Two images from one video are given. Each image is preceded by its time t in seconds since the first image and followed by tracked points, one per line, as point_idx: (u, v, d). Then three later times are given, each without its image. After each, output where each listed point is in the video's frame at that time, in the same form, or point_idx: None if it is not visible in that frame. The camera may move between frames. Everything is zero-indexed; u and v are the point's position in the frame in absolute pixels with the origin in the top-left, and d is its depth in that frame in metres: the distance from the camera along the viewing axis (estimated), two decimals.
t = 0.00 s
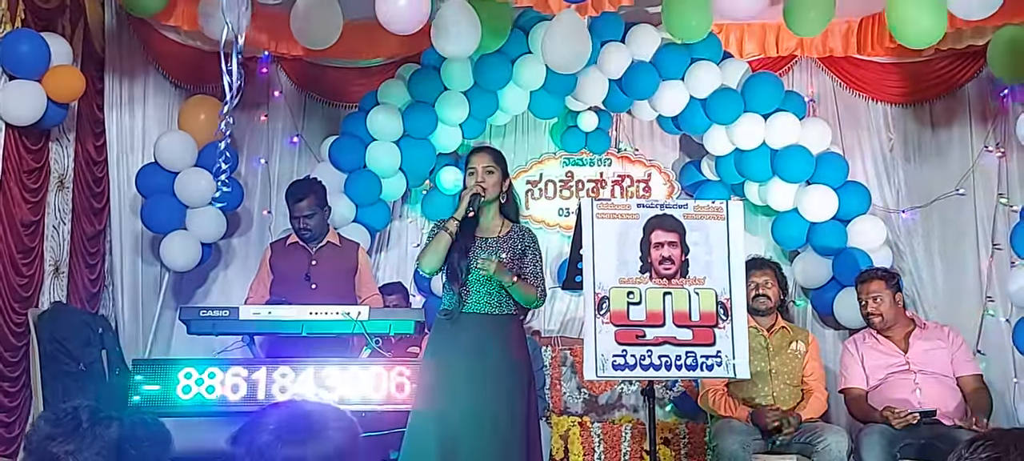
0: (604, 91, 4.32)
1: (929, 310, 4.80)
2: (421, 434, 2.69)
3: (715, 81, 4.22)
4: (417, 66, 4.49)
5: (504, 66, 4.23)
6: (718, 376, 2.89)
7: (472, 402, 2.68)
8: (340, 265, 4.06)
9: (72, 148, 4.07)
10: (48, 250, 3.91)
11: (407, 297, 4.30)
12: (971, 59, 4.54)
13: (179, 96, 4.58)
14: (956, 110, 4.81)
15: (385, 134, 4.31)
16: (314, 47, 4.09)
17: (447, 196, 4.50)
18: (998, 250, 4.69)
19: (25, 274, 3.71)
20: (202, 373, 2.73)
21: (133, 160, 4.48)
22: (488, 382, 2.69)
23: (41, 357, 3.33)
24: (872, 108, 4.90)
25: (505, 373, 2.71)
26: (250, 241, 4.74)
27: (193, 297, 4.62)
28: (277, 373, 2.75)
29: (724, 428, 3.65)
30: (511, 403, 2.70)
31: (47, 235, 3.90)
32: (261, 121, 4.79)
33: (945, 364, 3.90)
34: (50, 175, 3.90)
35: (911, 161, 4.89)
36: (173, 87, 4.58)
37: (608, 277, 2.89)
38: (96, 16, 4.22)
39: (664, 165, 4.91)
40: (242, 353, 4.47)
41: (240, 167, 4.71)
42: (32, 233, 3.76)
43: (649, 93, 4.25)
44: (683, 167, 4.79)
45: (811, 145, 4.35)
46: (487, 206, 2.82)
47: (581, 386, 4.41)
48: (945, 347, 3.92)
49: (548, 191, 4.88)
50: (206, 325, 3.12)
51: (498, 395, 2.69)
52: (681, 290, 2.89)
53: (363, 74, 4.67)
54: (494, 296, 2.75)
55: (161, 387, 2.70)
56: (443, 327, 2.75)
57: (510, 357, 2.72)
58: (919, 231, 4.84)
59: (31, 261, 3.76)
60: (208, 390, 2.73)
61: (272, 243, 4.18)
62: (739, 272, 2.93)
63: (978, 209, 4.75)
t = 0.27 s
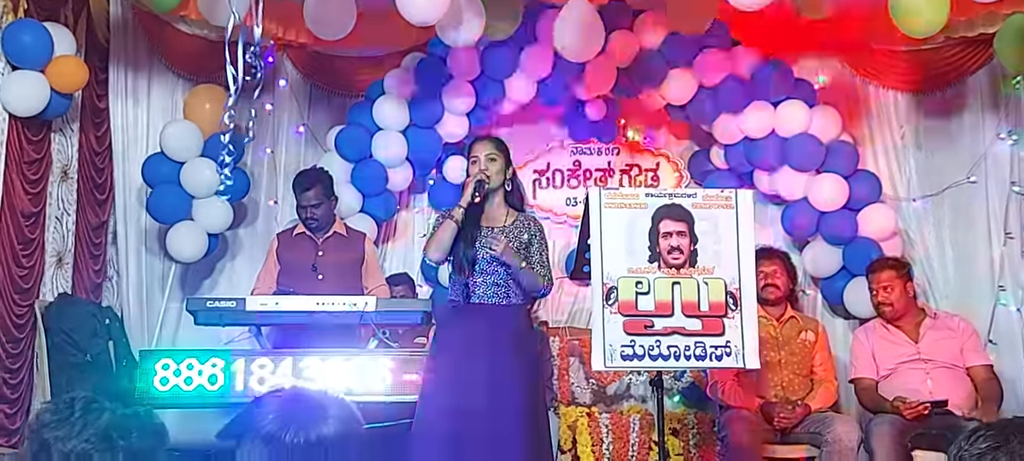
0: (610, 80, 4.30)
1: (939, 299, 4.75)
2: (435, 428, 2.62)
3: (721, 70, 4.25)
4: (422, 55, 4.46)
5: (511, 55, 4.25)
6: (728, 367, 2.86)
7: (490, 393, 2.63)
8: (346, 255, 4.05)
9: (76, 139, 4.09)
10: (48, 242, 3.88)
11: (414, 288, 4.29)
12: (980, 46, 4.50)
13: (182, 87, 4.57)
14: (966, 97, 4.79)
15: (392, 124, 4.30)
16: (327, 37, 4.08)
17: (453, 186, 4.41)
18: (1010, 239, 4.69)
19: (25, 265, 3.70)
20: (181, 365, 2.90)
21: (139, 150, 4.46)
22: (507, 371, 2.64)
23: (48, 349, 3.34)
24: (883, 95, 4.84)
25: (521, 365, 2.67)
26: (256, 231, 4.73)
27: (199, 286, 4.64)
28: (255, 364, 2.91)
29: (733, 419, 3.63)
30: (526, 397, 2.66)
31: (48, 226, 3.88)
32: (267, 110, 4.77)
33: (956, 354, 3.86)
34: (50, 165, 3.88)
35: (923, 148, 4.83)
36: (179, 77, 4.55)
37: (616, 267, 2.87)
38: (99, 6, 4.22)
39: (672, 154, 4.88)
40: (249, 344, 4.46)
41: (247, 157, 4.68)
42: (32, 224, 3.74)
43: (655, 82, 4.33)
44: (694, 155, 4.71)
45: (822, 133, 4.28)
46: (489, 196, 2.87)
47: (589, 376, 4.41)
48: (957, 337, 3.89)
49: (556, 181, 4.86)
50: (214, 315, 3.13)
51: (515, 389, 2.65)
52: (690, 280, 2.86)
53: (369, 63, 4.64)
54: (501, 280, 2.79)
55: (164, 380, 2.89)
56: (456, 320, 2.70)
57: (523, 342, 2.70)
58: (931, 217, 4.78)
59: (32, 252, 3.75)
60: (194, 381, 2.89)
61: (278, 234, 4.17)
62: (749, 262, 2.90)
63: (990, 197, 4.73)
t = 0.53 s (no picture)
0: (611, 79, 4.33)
1: (939, 297, 4.76)
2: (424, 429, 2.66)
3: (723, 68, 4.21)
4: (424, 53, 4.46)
5: (511, 52, 4.24)
6: (728, 365, 2.86)
7: (478, 397, 2.66)
8: (347, 253, 4.05)
9: (71, 137, 4.06)
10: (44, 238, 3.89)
11: (415, 286, 4.29)
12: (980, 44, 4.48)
13: (185, 85, 4.59)
14: (968, 96, 4.79)
15: (393, 122, 4.30)
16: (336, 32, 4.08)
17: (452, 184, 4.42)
18: (1011, 239, 4.68)
19: (21, 262, 3.69)
20: (153, 363, 2.84)
21: (140, 149, 4.47)
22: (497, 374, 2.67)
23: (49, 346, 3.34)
24: (884, 94, 4.86)
25: (512, 368, 2.69)
26: (256, 229, 4.73)
27: (200, 284, 4.63)
28: (226, 362, 2.84)
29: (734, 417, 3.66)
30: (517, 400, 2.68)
31: (44, 222, 3.88)
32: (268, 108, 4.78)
33: (957, 353, 3.86)
34: (49, 163, 3.89)
35: (924, 148, 4.84)
36: (182, 77, 4.58)
37: (617, 266, 2.87)
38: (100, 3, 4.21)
39: (673, 153, 4.88)
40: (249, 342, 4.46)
41: (248, 155, 4.70)
42: (30, 221, 3.74)
43: (657, 80, 4.32)
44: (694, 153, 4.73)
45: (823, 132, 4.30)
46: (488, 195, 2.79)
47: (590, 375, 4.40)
48: (958, 337, 3.89)
49: (557, 179, 4.85)
50: (215, 312, 3.13)
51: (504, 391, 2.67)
52: (691, 278, 2.87)
53: (370, 60, 4.63)
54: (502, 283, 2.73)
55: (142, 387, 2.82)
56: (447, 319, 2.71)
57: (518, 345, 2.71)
58: (931, 217, 4.79)
59: (28, 248, 3.74)
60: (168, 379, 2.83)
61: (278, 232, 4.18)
62: (750, 261, 2.90)
63: (992, 197, 4.72)
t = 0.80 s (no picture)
0: (611, 74, 4.32)
1: (939, 295, 4.75)
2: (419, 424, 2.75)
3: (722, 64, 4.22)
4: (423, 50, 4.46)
5: (510, 48, 4.26)
6: (728, 362, 2.87)
7: (474, 393, 2.75)
8: (347, 250, 4.06)
9: (66, 137, 4.09)
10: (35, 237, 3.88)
11: (414, 283, 4.29)
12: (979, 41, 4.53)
13: (184, 82, 4.55)
14: (966, 94, 4.82)
15: (391, 119, 4.31)
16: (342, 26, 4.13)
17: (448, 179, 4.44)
18: (1010, 235, 4.70)
19: (16, 260, 3.70)
20: (146, 360, 2.74)
21: (139, 148, 4.45)
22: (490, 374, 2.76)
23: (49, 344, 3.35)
24: (883, 92, 4.85)
25: (505, 364, 2.77)
26: (255, 227, 4.73)
27: (199, 282, 4.63)
28: (197, 359, 2.75)
29: (733, 414, 3.66)
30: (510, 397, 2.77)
31: (37, 221, 3.89)
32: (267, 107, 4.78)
33: (956, 350, 3.86)
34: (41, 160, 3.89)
35: (922, 145, 4.83)
36: (180, 73, 4.55)
37: (615, 263, 2.87)
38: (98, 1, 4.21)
39: (672, 150, 4.87)
40: (248, 339, 4.46)
41: (247, 153, 4.71)
42: (25, 219, 3.76)
43: (654, 77, 4.31)
44: (693, 151, 4.72)
45: (822, 128, 4.29)
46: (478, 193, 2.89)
47: (589, 372, 4.41)
48: (957, 333, 3.89)
49: (555, 177, 4.86)
50: (214, 310, 3.11)
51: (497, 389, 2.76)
52: (690, 275, 2.86)
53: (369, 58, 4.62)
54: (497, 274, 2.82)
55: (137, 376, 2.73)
56: (441, 317, 2.79)
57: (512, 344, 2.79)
58: (930, 214, 4.77)
59: (23, 247, 3.75)
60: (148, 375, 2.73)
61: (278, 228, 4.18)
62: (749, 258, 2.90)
63: (991, 195, 4.74)
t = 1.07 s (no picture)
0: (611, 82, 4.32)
1: (937, 302, 4.74)
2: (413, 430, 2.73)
3: (722, 72, 4.22)
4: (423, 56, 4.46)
5: (510, 55, 4.26)
6: (726, 369, 2.86)
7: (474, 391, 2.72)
8: (346, 256, 4.06)
9: (66, 140, 4.06)
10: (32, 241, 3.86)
11: (413, 289, 4.29)
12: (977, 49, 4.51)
13: (183, 85, 4.56)
14: (966, 103, 4.80)
15: (391, 125, 4.31)
16: (346, 30, 4.04)
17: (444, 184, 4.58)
18: (1008, 243, 4.69)
19: (13, 265, 3.71)
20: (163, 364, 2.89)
21: (138, 152, 4.44)
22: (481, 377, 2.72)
23: (45, 349, 3.32)
24: (882, 100, 4.85)
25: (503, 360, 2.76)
26: (254, 232, 4.73)
27: (197, 287, 4.63)
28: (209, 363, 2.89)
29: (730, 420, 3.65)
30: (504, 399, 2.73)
31: (34, 225, 3.88)
32: (265, 112, 4.77)
33: (955, 357, 3.87)
34: (40, 166, 3.88)
35: (921, 153, 4.84)
36: (179, 78, 4.56)
37: (614, 269, 2.87)
38: (98, 6, 4.21)
39: (671, 157, 4.87)
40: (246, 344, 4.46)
41: (246, 158, 4.69)
42: (20, 223, 3.75)
43: (653, 85, 4.31)
44: (692, 158, 4.71)
45: (821, 136, 4.31)
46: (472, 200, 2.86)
47: (587, 379, 4.41)
48: (955, 340, 3.89)
49: (554, 183, 4.85)
50: (213, 316, 3.12)
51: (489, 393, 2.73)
52: (688, 282, 2.86)
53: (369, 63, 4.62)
54: (494, 276, 2.83)
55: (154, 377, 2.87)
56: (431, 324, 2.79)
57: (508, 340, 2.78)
58: (928, 221, 4.78)
59: (19, 251, 3.75)
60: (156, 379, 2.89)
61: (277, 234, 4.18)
62: (749, 264, 2.90)
63: (989, 202, 4.74)
